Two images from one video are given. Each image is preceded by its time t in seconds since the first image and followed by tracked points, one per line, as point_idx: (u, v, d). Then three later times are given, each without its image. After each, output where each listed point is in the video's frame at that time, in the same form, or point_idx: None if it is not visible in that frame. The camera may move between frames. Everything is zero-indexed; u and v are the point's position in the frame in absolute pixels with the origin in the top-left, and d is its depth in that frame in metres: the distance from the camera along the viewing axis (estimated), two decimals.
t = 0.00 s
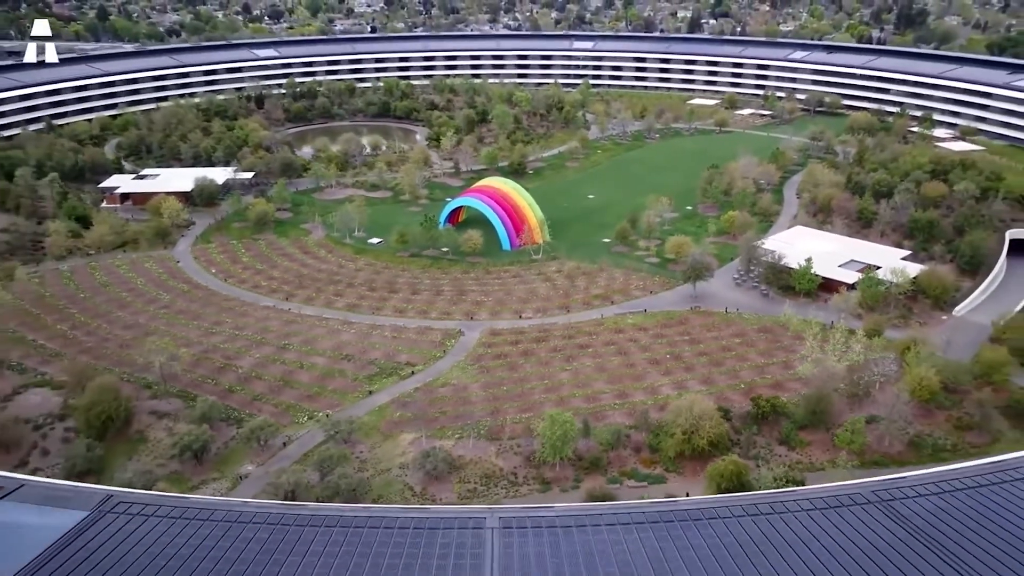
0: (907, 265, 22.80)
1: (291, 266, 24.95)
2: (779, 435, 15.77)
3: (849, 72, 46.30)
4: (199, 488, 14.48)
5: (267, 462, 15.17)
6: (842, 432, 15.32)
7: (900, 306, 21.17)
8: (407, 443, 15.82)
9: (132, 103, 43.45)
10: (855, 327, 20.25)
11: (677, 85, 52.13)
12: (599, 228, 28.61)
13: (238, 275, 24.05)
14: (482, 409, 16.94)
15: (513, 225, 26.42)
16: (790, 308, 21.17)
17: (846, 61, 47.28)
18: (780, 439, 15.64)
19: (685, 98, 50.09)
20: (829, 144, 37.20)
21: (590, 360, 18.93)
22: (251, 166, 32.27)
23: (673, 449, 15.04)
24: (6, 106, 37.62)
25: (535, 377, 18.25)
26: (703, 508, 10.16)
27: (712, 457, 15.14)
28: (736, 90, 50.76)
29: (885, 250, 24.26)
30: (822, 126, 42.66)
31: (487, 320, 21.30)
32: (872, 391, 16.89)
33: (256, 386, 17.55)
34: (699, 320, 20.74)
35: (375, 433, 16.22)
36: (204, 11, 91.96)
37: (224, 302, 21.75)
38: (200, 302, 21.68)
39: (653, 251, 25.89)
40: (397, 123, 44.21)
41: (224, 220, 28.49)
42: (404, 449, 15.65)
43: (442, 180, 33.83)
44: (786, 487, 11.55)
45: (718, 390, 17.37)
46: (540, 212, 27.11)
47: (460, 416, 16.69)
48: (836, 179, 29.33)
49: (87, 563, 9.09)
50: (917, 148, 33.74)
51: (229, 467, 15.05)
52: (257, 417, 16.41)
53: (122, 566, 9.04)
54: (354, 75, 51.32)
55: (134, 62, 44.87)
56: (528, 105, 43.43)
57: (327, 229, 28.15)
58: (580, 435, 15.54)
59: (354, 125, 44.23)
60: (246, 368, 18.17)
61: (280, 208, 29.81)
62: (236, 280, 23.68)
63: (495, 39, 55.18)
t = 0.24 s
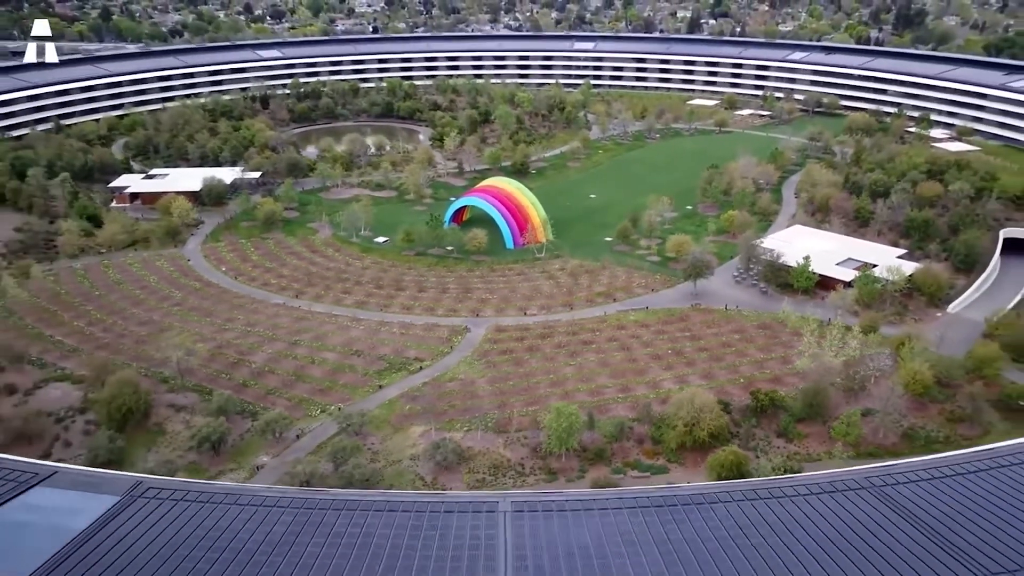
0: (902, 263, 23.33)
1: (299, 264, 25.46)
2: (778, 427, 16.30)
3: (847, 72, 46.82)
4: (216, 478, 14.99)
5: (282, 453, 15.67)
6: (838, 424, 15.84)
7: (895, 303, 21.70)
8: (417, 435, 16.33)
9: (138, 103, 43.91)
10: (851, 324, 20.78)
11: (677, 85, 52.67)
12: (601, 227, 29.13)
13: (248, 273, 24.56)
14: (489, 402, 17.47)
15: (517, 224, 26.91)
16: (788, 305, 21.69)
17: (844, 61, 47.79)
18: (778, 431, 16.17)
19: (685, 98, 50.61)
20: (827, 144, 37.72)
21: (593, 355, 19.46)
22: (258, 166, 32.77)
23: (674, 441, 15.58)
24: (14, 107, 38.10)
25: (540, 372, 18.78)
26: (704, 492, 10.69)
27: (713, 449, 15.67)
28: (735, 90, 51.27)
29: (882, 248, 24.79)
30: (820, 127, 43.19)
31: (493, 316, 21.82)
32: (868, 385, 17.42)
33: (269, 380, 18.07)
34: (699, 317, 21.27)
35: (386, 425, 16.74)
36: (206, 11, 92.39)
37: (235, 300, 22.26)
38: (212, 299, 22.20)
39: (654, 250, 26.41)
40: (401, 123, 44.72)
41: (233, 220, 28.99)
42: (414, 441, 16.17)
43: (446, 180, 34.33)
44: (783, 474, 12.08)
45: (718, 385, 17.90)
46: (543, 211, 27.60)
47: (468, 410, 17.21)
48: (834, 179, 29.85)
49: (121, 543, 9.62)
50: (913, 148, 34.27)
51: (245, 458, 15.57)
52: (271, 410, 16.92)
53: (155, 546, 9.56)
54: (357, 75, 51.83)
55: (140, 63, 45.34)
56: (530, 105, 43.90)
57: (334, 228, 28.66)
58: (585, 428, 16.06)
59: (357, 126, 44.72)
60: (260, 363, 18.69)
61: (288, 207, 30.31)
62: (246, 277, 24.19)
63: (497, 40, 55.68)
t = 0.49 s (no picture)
0: (898, 262, 23.87)
1: (308, 263, 25.97)
2: (777, 420, 16.84)
3: (846, 73, 47.32)
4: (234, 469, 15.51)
5: (297, 445, 16.19)
6: (835, 417, 16.38)
7: (892, 301, 22.22)
8: (426, 429, 16.85)
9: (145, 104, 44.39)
10: (848, 320, 21.32)
11: (677, 86, 53.22)
12: (603, 226, 29.66)
13: (258, 272, 25.08)
14: (497, 396, 17.99)
15: (521, 224, 27.43)
16: (787, 303, 22.23)
17: (843, 62, 48.30)
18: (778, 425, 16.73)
19: (685, 99, 51.12)
20: (826, 144, 38.24)
21: (597, 351, 19.99)
22: (265, 166, 33.29)
23: (676, 433, 16.09)
24: (23, 108, 38.59)
25: (546, 367, 19.31)
26: (707, 479, 11.20)
27: (713, 441, 16.22)
28: (735, 90, 51.75)
29: (878, 247, 25.31)
30: (818, 127, 43.74)
31: (498, 314, 22.34)
32: (863, 379, 17.95)
33: (283, 375, 18.60)
34: (700, 313, 21.81)
35: (397, 419, 17.26)
36: (208, 12, 92.90)
37: (247, 297, 22.79)
38: (224, 297, 22.72)
39: (655, 248, 26.94)
40: (404, 124, 45.25)
41: (242, 219, 29.51)
42: (424, 434, 16.68)
43: (450, 180, 34.84)
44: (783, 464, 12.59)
45: (719, 380, 18.44)
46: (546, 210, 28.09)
47: (476, 404, 17.74)
48: (832, 178, 30.37)
49: (153, 522, 10.07)
50: (911, 149, 34.79)
51: (262, 450, 16.08)
52: (285, 404, 17.45)
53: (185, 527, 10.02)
54: (360, 76, 52.36)
55: (146, 64, 45.83)
56: (532, 106, 44.38)
57: (341, 228, 29.19)
58: (590, 421, 16.59)
59: (361, 126, 45.23)
60: (273, 358, 19.22)
61: (295, 207, 30.82)
62: (256, 276, 24.72)
63: (499, 41, 56.19)
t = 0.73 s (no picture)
0: (894, 261, 24.42)
1: (316, 262, 26.50)
2: (775, 414, 17.40)
3: (844, 74, 47.84)
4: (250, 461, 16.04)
5: (310, 439, 16.72)
6: (831, 411, 16.91)
7: (887, 299, 22.76)
8: (435, 423, 17.37)
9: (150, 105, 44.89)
10: (844, 318, 21.85)
11: (677, 86, 53.75)
12: (604, 226, 30.18)
13: (267, 271, 25.60)
14: (503, 392, 18.53)
15: (524, 224, 27.94)
16: (785, 301, 22.76)
17: (841, 64, 48.83)
18: (776, 419, 17.29)
19: (685, 100, 51.65)
20: (824, 145, 38.76)
21: (600, 348, 20.53)
22: (272, 167, 33.81)
23: (677, 427, 16.62)
24: (31, 109, 39.07)
25: (550, 364, 19.85)
26: (707, 468, 11.72)
27: (713, 434, 16.80)
28: (734, 91, 52.27)
29: (874, 247, 25.85)
30: (817, 128, 44.27)
31: (503, 312, 22.87)
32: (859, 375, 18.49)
33: (294, 371, 19.13)
34: (700, 312, 22.35)
35: (406, 414, 17.78)
36: (210, 13, 93.46)
37: (257, 296, 23.32)
38: (235, 296, 23.25)
39: (656, 248, 27.47)
40: (408, 125, 45.76)
41: (249, 219, 30.02)
42: (433, 428, 17.21)
43: (454, 180, 35.35)
44: (781, 455, 13.12)
45: (718, 375, 18.98)
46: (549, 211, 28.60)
47: (483, 399, 18.27)
48: (830, 179, 30.91)
49: (181, 507, 10.59)
50: (908, 149, 35.33)
51: (276, 444, 16.60)
52: (298, 400, 17.97)
53: (211, 511, 10.53)
54: (363, 77, 52.85)
55: (152, 65, 46.33)
56: (534, 107, 44.87)
57: (347, 227, 29.70)
58: (594, 416, 17.13)
59: (365, 127, 45.73)
60: (285, 355, 19.75)
61: (302, 207, 31.34)
62: (265, 275, 25.24)
63: (500, 43, 56.69)
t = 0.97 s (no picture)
0: (888, 261, 25.03)
1: (323, 262, 27.07)
2: (772, 409, 18.01)
3: (841, 76, 48.43)
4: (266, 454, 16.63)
5: (323, 433, 17.30)
6: (827, 406, 17.51)
7: (882, 297, 23.36)
8: (444, 418, 17.95)
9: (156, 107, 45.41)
10: (840, 316, 22.46)
11: (676, 88, 54.34)
12: (605, 226, 30.76)
13: (276, 271, 26.17)
14: (509, 388, 19.12)
15: (527, 224, 28.53)
16: (782, 300, 23.36)
17: (838, 66, 49.44)
18: (773, 413, 17.90)
19: (684, 101, 52.24)
20: (821, 147, 39.36)
21: (602, 345, 21.13)
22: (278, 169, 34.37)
23: (678, 421, 17.22)
24: (38, 111, 39.55)
25: (554, 360, 20.44)
26: (707, 458, 12.33)
27: (713, 428, 17.39)
28: (732, 92, 52.85)
29: (869, 246, 26.46)
30: (814, 129, 44.89)
31: (507, 310, 23.45)
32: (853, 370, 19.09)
33: (306, 368, 19.71)
34: (699, 310, 22.95)
35: (416, 408, 18.37)
36: (211, 14, 93.96)
37: (268, 295, 23.89)
38: (246, 295, 23.82)
39: (657, 248, 28.07)
40: (410, 126, 46.34)
41: (257, 220, 30.57)
42: (442, 422, 17.79)
43: (457, 181, 35.93)
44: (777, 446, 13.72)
45: (717, 372, 19.59)
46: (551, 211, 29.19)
47: (490, 394, 18.86)
48: (826, 180, 31.51)
49: (208, 494, 11.16)
50: (903, 151, 35.94)
51: (290, 437, 17.17)
52: (311, 395, 18.55)
53: (236, 498, 11.09)
54: (366, 79, 53.40)
55: (157, 67, 46.85)
56: (535, 109, 45.43)
57: (353, 228, 30.26)
58: (597, 410, 17.72)
59: (368, 129, 46.29)
60: (296, 352, 20.33)
61: (308, 208, 31.90)
62: (274, 274, 25.81)
63: (501, 44, 57.25)
